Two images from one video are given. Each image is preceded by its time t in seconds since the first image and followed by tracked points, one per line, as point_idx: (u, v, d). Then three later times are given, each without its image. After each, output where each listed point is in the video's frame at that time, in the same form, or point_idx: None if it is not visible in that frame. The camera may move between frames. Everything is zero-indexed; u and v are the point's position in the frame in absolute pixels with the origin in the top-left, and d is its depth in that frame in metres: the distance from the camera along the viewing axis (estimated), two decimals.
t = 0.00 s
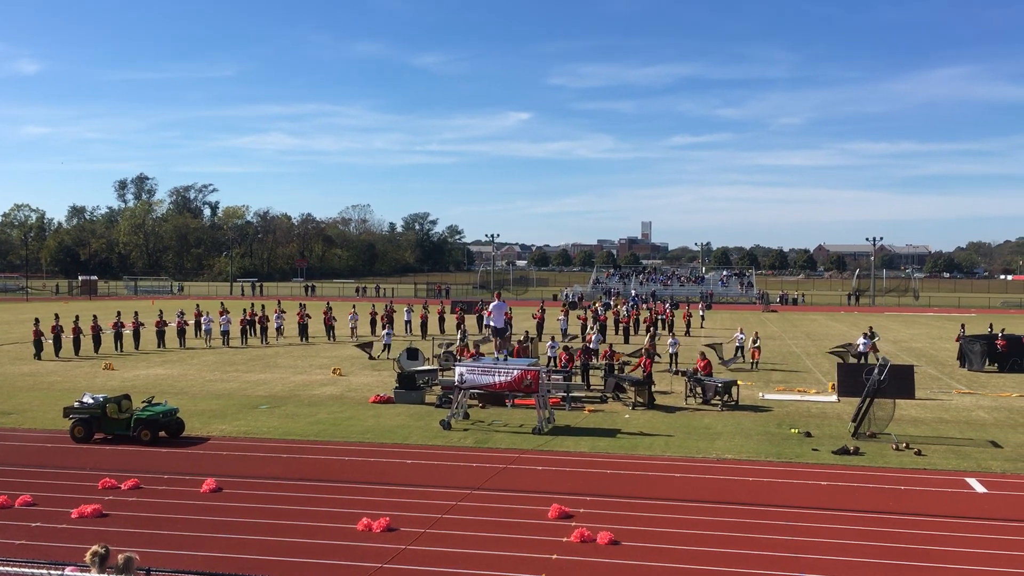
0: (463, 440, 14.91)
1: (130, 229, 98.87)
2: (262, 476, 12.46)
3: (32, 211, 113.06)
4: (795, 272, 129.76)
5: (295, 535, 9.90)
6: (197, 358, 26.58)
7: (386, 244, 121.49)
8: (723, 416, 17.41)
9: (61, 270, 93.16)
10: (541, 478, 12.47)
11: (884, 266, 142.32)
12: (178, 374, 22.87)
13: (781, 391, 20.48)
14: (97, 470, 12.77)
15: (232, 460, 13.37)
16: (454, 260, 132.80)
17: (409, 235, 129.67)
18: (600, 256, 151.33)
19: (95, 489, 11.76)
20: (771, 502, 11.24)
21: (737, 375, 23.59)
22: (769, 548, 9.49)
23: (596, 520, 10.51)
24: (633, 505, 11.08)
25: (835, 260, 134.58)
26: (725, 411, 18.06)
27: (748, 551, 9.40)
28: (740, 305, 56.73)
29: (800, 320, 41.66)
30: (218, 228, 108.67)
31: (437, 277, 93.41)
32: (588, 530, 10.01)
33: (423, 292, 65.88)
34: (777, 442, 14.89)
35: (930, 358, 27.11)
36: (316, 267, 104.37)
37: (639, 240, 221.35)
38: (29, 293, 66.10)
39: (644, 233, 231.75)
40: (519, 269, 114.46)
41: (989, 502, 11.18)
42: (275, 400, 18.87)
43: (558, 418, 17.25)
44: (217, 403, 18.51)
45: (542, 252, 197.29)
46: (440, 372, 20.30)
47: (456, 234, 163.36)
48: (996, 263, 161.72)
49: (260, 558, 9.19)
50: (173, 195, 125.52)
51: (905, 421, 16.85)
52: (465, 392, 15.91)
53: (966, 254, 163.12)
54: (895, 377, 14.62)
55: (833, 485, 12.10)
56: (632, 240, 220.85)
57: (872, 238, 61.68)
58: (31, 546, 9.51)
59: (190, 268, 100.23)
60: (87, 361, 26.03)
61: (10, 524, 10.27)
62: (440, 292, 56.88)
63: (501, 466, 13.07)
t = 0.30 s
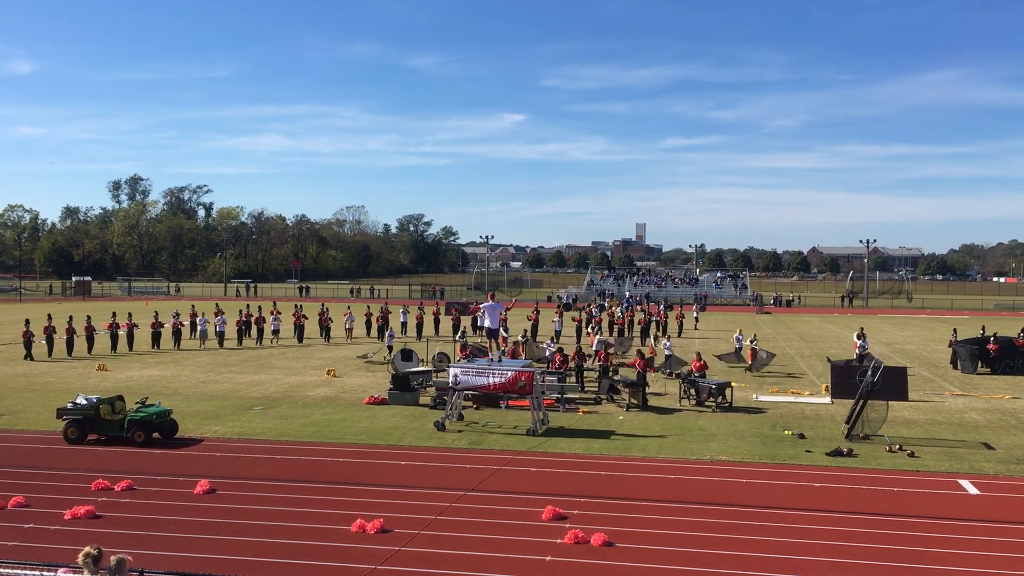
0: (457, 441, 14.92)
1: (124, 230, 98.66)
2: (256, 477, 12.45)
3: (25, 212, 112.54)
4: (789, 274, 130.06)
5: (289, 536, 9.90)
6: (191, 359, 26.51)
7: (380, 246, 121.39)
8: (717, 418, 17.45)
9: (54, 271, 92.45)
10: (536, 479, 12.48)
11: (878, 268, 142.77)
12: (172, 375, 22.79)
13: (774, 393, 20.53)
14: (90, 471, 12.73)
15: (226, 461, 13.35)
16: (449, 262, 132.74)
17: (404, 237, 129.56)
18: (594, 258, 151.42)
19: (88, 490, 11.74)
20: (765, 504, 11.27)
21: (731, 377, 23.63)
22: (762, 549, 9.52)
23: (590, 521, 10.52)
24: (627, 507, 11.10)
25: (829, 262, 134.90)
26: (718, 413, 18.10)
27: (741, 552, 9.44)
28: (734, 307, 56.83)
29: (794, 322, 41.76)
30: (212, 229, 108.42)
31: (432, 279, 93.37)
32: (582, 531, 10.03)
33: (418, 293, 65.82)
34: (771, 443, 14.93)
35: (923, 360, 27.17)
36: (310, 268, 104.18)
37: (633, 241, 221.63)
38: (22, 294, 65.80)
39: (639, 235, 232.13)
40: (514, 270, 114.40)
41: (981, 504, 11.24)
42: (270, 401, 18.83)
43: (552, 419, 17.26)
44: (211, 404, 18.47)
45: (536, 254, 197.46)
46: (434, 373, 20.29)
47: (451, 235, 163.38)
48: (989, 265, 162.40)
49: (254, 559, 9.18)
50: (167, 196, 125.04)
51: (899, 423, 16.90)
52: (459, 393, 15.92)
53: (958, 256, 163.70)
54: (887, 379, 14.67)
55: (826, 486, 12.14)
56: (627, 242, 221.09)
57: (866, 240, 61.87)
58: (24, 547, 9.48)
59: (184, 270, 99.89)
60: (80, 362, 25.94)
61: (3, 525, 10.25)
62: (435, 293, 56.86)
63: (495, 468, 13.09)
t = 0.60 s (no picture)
0: (455, 443, 14.92)
1: (120, 232, 99.04)
2: (253, 479, 12.42)
3: (22, 214, 112.23)
4: (786, 275, 130.17)
5: (287, 539, 9.88)
6: (188, 361, 26.43)
7: (378, 248, 121.36)
8: (715, 419, 17.45)
9: (52, 272, 91.26)
10: (533, 481, 12.48)
11: (876, 269, 142.85)
12: (169, 377, 22.74)
13: (772, 394, 20.53)
14: (87, 473, 12.70)
15: (223, 463, 13.32)
16: (446, 263, 132.69)
17: (402, 238, 129.52)
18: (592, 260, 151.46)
19: (85, 492, 11.70)
20: (763, 505, 11.26)
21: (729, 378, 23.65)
22: (761, 551, 9.52)
23: (588, 523, 10.51)
24: (624, 509, 11.10)
25: (826, 263, 135.00)
26: (716, 414, 18.12)
27: (739, 554, 9.43)
28: (731, 308, 56.89)
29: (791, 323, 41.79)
30: (209, 230, 108.36)
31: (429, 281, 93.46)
32: (580, 533, 10.02)
33: (416, 294, 65.80)
34: (769, 445, 14.95)
35: (920, 361, 27.22)
36: (308, 270, 104.14)
37: (631, 242, 221.48)
38: (19, 296, 65.56)
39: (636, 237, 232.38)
40: (512, 271, 114.39)
41: (979, 505, 11.26)
42: (267, 403, 18.79)
43: (550, 420, 17.28)
44: (208, 406, 18.43)
45: (534, 256, 197.47)
46: (431, 375, 20.29)
47: (449, 237, 163.34)
48: (986, 267, 162.44)
49: (251, 562, 9.16)
50: (164, 198, 124.94)
51: (896, 424, 16.93)
52: (457, 394, 15.91)
53: (955, 257, 163.88)
54: (885, 380, 14.66)
55: (824, 488, 12.15)
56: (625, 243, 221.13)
57: (863, 242, 61.97)
58: (21, 549, 9.47)
59: (181, 271, 99.69)
60: (77, 364, 25.86)
61: None
62: (432, 294, 57.06)
63: (493, 469, 13.07)
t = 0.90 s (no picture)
0: (455, 444, 14.92)
1: (121, 233, 98.92)
2: (253, 480, 12.41)
3: (22, 215, 112.31)
4: (786, 276, 130.24)
5: (287, 540, 9.87)
6: (188, 362, 26.42)
7: (378, 249, 121.44)
8: (715, 420, 17.43)
9: (51, 274, 91.66)
10: (533, 481, 12.48)
11: (875, 270, 142.84)
12: (169, 378, 22.74)
13: (773, 395, 20.52)
14: (87, 474, 12.69)
15: (223, 464, 13.31)
16: (446, 264, 132.71)
17: (401, 240, 129.54)
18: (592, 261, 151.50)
19: (85, 494, 11.69)
20: (764, 506, 11.25)
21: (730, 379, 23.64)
22: (762, 551, 9.51)
23: (588, 523, 10.51)
24: (624, 509, 11.09)
25: (826, 264, 135.02)
26: (717, 415, 18.11)
27: (739, 554, 9.43)
28: (731, 309, 56.92)
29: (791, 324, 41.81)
30: (209, 232, 108.44)
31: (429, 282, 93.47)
32: (580, 534, 10.02)
33: (415, 295, 65.85)
34: (769, 445, 14.95)
35: (920, 362, 27.22)
36: (308, 271, 104.17)
37: (631, 243, 221.56)
38: (19, 297, 65.61)
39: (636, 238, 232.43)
40: (511, 272, 114.46)
41: (980, 505, 11.25)
42: (267, 404, 18.79)
43: (550, 421, 17.27)
44: (209, 407, 18.44)
45: (533, 257, 197.60)
46: (431, 376, 20.29)
47: (448, 237, 163.40)
48: (985, 267, 162.55)
49: (252, 563, 9.16)
50: (164, 199, 125.05)
51: (897, 424, 16.92)
52: (457, 395, 15.90)
53: (956, 257, 163.85)
54: (886, 381, 14.66)
55: (825, 488, 12.15)
56: (624, 244, 221.20)
57: (863, 242, 62.01)
58: (21, 551, 9.46)
59: (181, 272, 99.75)
60: (78, 366, 25.87)
61: None
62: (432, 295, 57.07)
63: (493, 470, 13.07)
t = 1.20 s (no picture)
0: (455, 444, 14.95)
1: (121, 233, 98.86)
2: (254, 480, 12.42)
3: (22, 216, 112.44)
4: (786, 275, 130.24)
5: (288, 540, 9.88)
6: (188, 363, 26.43)
7: (378, 249, 121.49)
8: (715, 420, 17.44)
9: (51, 274, 91.78)
10: (533, 481, 12.49)
11: (876, 269, 142.84)
12: (169, 379, 22.74)
13: (773, 394, 20.53)
14: (88, 475, 12.71)
15: (224, 464, 13.33)
16: (446, 264, 132.76)
17: (402, 240, 129.56)
18: (592, 261, 151.55)
19: (87, 494, 11.72)
20: (764, 505, 11.28)
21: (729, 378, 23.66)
22: (761, 551, 9.53)
23: (589, 523, 10.52)
24: (624, 509, 11.11)
25: (826, 263, 135.04)
26: (717, 414, 18.12)
27: (740, 554, 9.44)
28: (731, 309, 56.93)
29: (792, 323, 41.89)
30: (209, 232, 108.50)
31: (429, 282, 93.54)
32: (581, 533, 10.03)
33: (415, 295, 65.90)
34: (769, 445, 14.96)
35: (920, 361, 27.22)
36: (309, 271, 104.24)
37: (630, 244, 221.50)
38: (19, 297, 65.62)
39: (637, 238, 232.58)
40: (511, 272, 114.53)
41: (981, 505, 11.26)
42: (268, 405, 18.81)
43: (550, 421, 17.30)
44: (209, 407, 18.46)
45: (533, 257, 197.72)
46: (432, 376, 20.32)
47: (448, 237, 163.47)
48: (986, 266, 162.60)
49: (253, 563, 9.17)
50: (164, 199, 125.08)
51: (897, 424, 16.94)
52: (458, 395, 15.92)
53: (956, 256, 163.85)
54: (886, 380, 14.65)
55: (824, 487, 12.16)
56: (624, 243, 221.38)
57: (862, 242, 62.00)
58: (22, 551, 9.48)
59: (181, 273, 99.78)
60: (78, 366, 25.87)
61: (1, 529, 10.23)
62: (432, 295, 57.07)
63: (493, 470, 13.08)
